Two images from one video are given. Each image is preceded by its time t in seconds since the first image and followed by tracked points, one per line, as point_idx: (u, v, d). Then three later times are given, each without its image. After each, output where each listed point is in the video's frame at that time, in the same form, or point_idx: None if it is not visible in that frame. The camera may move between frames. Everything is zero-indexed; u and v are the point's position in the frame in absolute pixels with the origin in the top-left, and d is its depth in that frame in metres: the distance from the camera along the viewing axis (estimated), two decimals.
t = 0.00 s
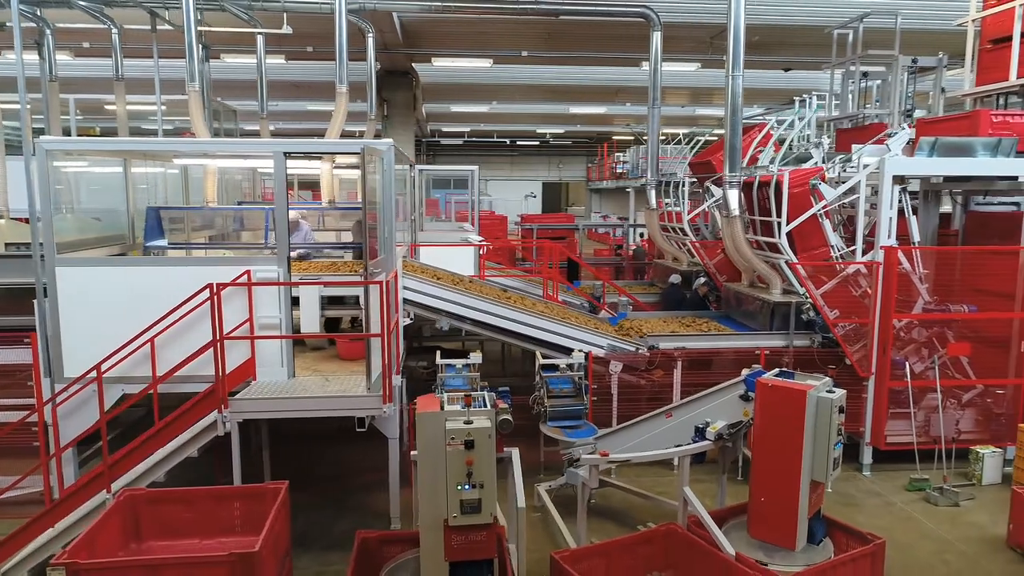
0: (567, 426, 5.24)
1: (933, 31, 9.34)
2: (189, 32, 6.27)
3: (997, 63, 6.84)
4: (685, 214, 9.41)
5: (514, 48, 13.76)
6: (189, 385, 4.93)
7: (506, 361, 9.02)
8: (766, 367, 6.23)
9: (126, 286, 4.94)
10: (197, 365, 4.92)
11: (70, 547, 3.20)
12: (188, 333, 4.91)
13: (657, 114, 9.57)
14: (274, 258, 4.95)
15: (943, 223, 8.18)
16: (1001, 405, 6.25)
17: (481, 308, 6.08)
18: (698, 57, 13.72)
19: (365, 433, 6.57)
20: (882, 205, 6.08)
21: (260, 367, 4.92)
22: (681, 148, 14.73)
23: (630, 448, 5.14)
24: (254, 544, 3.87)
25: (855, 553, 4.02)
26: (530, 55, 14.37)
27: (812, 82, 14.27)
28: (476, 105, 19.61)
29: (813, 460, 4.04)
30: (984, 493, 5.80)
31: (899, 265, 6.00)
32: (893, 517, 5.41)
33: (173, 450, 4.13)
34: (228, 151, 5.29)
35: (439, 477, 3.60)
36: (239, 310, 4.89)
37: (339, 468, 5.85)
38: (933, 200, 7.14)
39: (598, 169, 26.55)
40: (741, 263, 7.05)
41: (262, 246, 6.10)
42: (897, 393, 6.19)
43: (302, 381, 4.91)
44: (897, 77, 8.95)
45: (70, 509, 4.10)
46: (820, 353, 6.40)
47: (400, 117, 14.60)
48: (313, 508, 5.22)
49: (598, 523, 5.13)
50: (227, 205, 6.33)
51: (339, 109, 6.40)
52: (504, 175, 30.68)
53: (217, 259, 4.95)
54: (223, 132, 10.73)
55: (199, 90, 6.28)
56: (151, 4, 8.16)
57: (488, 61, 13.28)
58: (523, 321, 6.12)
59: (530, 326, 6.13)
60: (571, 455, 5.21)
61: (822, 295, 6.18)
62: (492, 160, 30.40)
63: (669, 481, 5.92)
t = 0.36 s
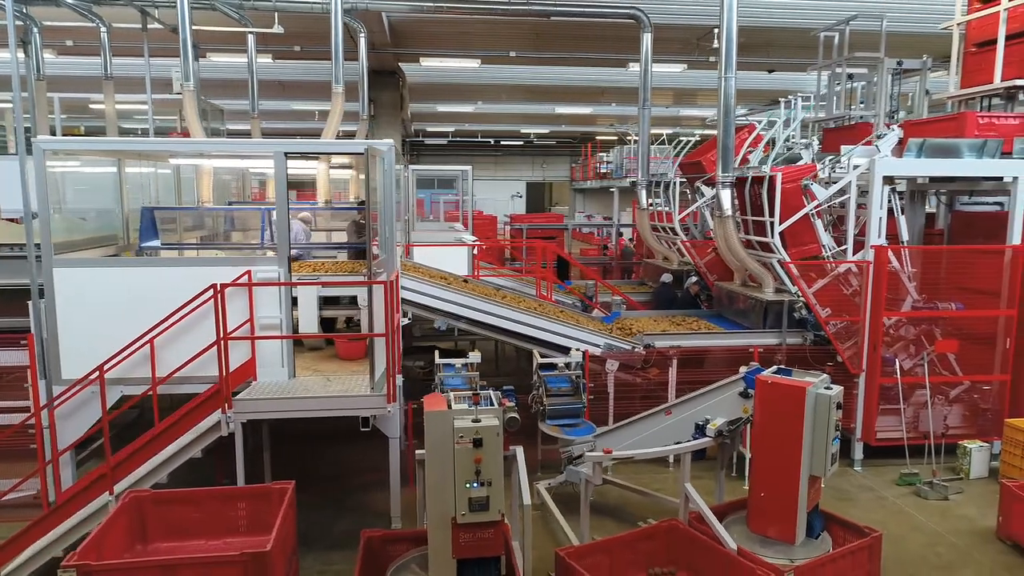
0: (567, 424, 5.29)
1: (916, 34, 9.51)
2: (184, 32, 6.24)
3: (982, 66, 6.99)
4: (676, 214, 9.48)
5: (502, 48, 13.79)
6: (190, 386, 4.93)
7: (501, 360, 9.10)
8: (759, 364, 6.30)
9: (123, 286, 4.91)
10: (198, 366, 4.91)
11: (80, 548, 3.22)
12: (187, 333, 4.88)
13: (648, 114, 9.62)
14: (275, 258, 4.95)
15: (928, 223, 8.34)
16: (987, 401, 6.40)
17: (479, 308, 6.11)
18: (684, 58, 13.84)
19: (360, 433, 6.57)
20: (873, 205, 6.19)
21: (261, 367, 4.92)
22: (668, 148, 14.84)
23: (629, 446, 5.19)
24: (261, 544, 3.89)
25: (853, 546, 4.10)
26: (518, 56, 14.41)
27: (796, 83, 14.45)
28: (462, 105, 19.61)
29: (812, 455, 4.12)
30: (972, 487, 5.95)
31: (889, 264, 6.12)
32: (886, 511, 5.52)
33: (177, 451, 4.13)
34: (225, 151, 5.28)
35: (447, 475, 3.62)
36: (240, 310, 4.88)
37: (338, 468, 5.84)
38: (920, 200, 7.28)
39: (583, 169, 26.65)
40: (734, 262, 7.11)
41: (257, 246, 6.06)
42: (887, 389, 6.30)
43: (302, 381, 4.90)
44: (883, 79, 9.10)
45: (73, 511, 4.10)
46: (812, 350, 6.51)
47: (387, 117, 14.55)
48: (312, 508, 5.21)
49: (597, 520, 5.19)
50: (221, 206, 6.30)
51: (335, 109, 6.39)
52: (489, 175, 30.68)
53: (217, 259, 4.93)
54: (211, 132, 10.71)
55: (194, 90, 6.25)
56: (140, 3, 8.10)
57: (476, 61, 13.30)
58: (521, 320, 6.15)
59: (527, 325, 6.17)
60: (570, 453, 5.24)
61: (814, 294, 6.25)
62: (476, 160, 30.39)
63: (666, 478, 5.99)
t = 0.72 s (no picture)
0: (566, 422, 5.32)
1: (903, 36, 9.66)
2: (179, 31, 6.20)
3: (969, 68, 7.14)
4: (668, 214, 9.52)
5: (491, 48, 13.82)
6: (192, 387, 4.91)
7: (496, 359, 9.14)
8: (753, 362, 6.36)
9: (123, 286, 4.87)
10: (200, 367, 4.89)
11: (90, 549, 3.22)
12: (189, 333, 4.86)
13: (640, 115, 9.67)
14: (277, 258, 4.95)
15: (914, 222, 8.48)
16: (976, 397, 6.54)
17: (478, 306, 6.14)
18: (673, 59, 13.94)
19: (356, 432, 6.57)
20: (865, 204, 6.30)
21: (262, 368, 4.91)
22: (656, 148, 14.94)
23: (630, 443, 5.24)
24: (268, 544, 3.90)
25: (852, 540, 4.17)
26: (507, 56, 14.45)
27: (782, 84, 14.61)
28: (449, 105, 19.62)
29: (812, 450, 4.19)
30: (963, 482, 6.07)
31: (881, 262, 6.21)
32: (880, 505, 5.63)
33: (182, 451, 4.13)
34: (224, 151, 5.26)
35: (455, 473, 3.64)
36: (242, 310, 4.87)
37: (338, 468, 5.83)
38: (908, 200, 7.41)
39: (568, 169, 26.75)
40: (729, 261, 7.18)
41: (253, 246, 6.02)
42: (879, 386, 6.42)
43: (304, 381, 4.89)
44: (871, 81, 9.23)
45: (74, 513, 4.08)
46: (806, 348, 6.60)
47: (375, 117, 14.50)
48: (312, 508, 5.21)
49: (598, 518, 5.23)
50: (218, 206, 6.26)
51: (332, 109, 6.37)
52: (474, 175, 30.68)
53: (218, 259, 4.92)
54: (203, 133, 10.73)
55: (190, 89, 6.22)
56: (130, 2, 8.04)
57: (465, 61, 13.31)
58: (519, 320, 6.18)
59: (526, 324, 6.21)
60: (570, 451, 5.27)
61: (808, 292, 6.41)
62: (463, 160, 30.36)
63: (662, 475, 6.05)
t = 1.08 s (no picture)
0: (567, 420, 5.33)
1: (891, 38, 9.80)
2: (175, 30, 6.16)
3: (957, 70, 7.27)
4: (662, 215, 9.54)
5: (481, 48, 13.85)
6: (192, 388, 4.87)
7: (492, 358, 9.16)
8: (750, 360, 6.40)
9: (123, 287, 4.84)
10: (201, 367, 4.87)
11: (102, 550, 3.23)
12: (190, 334, 4.84)
13: (633, 115, 9.71)
14: (279, 258, 4.94)
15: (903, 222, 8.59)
16: (966, 393, 6.66)
17: (477, 306, 6.15)
18: (662, 60, 14.02)
19: (354, 433, 6.56)
20: (858, 204, 6.39)
21: (264, 368, 4.89)
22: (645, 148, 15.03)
23: (631, 441, 5.28)
24: (277, 544, 3.92)
25: (853, 535, 4.23)
26: (497, 56, 14.47)
27: (770, 85, 14.75)
28: (436, 105, 19.61)
29: (813, 447, 4.25)
30: (954, 476, 6.18)
31: (873, 261, 6.33)
32: (875, 500, 5.72)
33: (187, 452, 4.13)
34: (223, 151, 5.24)
35: (465, 472, 3.66)
36: (244, 310, 4.85)
37: (338, 468, 5.82)
38: (898, 200, 7.54)
39: (555, 169, 26.83)
40: (724, 261, 7.24)
41: (250, 246, 5.96)
42: (872, 383, 6.52)
43: (306, 381, 4.88)
44: (860, 82, 9.35)
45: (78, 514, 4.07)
46: (800, 346, 6.70)
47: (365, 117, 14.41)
48: (314, 509, 5.19)
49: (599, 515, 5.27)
50: (215, 206, 6.21)
51: (330, 109, 6.34)
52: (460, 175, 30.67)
53: (219, 259, 4.90)
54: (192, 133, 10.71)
55: (186, 88, 6.17)
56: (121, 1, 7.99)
57: (456, 61, 13.32)
58: (519, 319, 6.21)
59: (525, 323, 6.22)
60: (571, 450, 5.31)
61: (803, 291, 6.42)
62: (450, 159, 30.31)
63: (661, 473, 6.10)
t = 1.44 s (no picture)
0: (568, 419, 5.34)
1: (881, 40, 9.92)
2: (173, 28, 6.11)
3: (949, 71, 7.39)
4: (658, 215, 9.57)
5: (473, 48, 13.87)
6: (197, 389, 4.84)
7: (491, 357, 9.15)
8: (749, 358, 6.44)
9: (124, 286, 4.80)
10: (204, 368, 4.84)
11: (115, 552, 3.23)
12: (193, 334, 4.81)
13: (628, 115, 9.63)
14: (282, 258, 4.91)
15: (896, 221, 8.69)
16: (960, 389, 6.78)
17: (478, 306, 6.15)
18: (654, 61, 14.11)
19: (354, 433, 6.54)
20: (855, 203, 6.45)
21: (268, 368, 4.87)
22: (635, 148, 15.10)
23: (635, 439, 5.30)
24: (287, 544, 3.90)
25: (857, 530, 4.30)
26: (489, 56, 14.49)
27: (759, 86, 14.88)
28: (426, 104, 19.59)
29: (817, 443, 4.29)
30: (950, 472, 6.28)
31: (870, 260, 6.39)
32: (874, 496, 5.79)
33: (195, 452, 4.13)
34: (225, 151, 5.21)
35: (476, 471, 3.67)
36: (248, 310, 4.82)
37: (340, 468, 5.80)
38: (891, 200, 7.63)
39: (543, 169, 26.89)
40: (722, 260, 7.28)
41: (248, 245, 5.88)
42: (869, 380, 6.61)
43: (311, 381, 4.87)
44: (851, 83, 9.46)
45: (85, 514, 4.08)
46: (798, 343, 6.78)
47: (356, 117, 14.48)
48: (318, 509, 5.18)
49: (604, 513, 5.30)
50: (215, 206, 6.17)
51: (330, 108, 6.32)
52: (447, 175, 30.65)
53: (221, 259, 4.87)
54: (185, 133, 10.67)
55: (184, 87, 6.12)
56: None
57: (448, 61, 13.31)
58: (519, 318, 6.23)
59: (526, 322, 6.24)
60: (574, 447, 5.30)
61: (800, 290, 6.51)
62: (437, 158, 30.26)
63: (662, 470, 6.14)
